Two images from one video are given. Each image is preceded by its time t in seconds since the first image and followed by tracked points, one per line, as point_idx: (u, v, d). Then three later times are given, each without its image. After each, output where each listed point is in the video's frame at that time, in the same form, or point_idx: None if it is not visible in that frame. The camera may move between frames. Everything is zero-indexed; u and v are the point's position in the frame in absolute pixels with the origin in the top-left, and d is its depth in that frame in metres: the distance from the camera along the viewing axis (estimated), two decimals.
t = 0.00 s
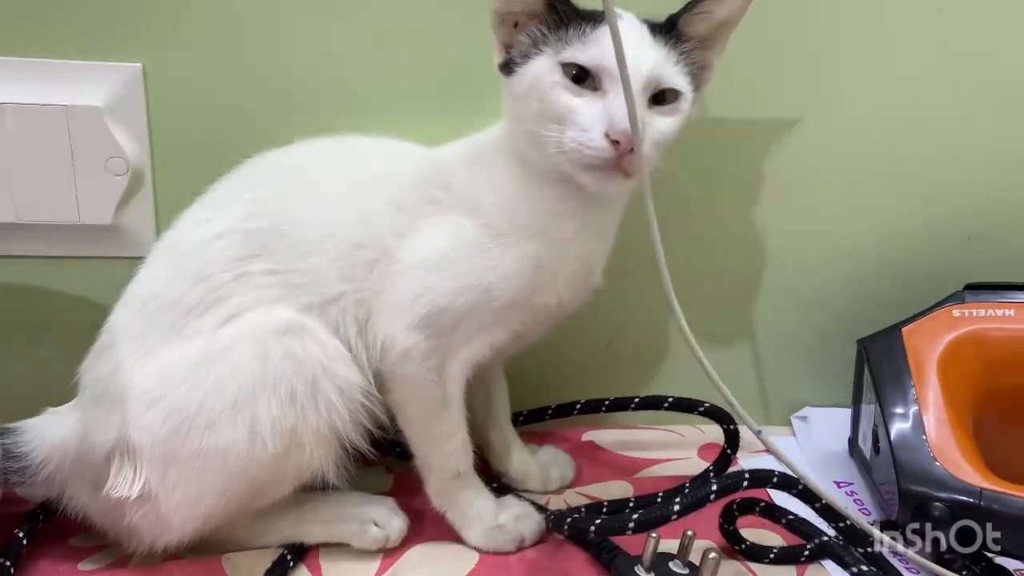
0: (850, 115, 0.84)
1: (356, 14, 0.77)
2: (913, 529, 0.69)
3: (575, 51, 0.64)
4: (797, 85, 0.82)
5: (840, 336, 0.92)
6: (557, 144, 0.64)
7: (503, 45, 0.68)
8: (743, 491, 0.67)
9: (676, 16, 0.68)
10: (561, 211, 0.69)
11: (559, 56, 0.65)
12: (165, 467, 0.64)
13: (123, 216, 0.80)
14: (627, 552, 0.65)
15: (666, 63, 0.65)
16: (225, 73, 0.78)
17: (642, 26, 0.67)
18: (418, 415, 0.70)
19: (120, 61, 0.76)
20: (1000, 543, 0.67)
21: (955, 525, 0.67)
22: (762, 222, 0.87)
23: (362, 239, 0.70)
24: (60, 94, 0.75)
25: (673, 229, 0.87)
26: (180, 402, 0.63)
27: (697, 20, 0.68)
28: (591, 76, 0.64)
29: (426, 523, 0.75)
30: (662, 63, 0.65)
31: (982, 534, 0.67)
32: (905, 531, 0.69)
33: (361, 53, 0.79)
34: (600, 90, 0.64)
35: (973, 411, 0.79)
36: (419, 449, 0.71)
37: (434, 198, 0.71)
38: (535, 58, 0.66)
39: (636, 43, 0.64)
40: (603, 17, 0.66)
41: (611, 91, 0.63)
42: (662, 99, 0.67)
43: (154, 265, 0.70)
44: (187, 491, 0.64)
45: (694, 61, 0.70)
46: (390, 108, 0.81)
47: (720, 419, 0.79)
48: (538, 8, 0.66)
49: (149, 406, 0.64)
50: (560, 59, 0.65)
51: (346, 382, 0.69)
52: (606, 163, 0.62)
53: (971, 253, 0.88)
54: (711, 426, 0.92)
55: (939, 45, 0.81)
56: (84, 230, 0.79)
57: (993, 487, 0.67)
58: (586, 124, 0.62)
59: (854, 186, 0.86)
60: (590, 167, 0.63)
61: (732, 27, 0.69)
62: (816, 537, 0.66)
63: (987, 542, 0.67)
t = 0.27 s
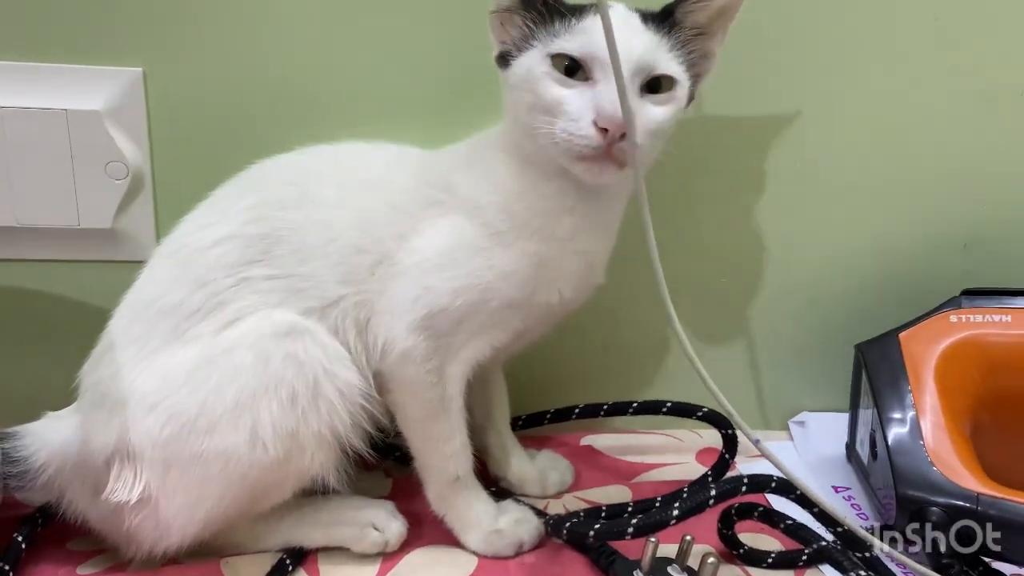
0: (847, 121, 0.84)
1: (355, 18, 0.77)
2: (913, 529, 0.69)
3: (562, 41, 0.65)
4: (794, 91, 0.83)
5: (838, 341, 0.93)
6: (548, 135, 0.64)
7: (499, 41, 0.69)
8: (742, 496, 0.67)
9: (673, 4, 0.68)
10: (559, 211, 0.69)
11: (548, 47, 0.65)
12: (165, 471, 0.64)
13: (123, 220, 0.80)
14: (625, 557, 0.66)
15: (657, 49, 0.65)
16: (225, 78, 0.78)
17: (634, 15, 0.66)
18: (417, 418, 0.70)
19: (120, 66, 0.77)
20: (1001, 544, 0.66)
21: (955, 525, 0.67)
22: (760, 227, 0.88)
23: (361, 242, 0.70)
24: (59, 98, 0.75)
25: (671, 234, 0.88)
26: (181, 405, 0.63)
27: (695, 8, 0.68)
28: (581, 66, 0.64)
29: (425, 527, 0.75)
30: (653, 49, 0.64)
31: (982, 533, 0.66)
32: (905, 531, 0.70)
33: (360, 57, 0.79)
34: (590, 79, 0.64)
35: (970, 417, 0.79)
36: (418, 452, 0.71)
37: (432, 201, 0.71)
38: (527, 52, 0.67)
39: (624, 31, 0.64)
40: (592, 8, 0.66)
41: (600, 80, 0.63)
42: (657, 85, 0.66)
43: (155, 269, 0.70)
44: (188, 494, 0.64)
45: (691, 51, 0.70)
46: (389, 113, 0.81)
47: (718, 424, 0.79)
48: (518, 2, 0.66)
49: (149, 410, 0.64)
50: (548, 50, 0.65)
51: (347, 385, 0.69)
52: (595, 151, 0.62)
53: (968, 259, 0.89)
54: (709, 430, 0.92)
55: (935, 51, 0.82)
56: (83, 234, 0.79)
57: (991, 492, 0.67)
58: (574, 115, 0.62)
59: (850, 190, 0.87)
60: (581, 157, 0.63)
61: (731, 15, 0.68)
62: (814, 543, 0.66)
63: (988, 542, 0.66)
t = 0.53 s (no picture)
0: (849, 129, 0.85)
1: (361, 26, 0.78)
2: (912, 529, 0.69)
3: (561, 54, 0.65)
4: (797, 99, 0.83)
5: (840, 347, 0.93)
6: (547, 146, 0.65)
7: (505, 50, 0.69)
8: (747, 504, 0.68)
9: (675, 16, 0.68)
10: (562, 220, 0.69)
11: (547, 60, 0.66)
12: (173, 477, 0.64)
13: (128, 226, 0.80)
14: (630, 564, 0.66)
15: (656, 62, 0.65)
16: (231, 84, 0.79)
17: (635, 28, 0.67)
18: (423, 425, 0.70)
19: (127, 72, 0.77)
20: (1000, 545, 0.66)
21: (955, 525, 0.67)
22: (762, 234, 0.88)
23: (367, 250, 0.70)
24: (66, 105, 0.75)
25: (674, 241, 0.88)
26: (190, 411, 0.63)
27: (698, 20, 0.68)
28: (580, 79, 0.65)
29: (430, 534, 0.75)
30: (651, 63, 0.65)
31: (981, 533, 0.67)
32: (904, 531, 0.70)
33: (366, 65, 0.79)
34: (588, 92, 0.64)
35: (972, 423, 0.80)
36: (423, 459, 0.71)
37: (437, 209, 0.71)
38: (527, 64, 0.67)
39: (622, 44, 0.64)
40: (592, 21, 0.67)
41: (597, 93, 0.63)
42: (657, 98, 0.67)
43: (162, 276, 0.70)
44: (195, 500, 0.64)
45: (692, 62, 0.70)
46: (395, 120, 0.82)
47: (722, 430, 0.79)
48: (522, 12, 0.67)
49: (158, 416, 0.64)
50: (548, 62, 0.66)
51: (354, 391, 0.69)
52: (590, 164, 0.62)
53: (969, 266, 0.89)
54: (712, 437, 0.92)
55: (937, 60, 0.83)
56: (88, 240, 0.80)
57: (994, 499, 0.67)
58: (570, 128, 0.63)
59: (852, 197, 0.87)
60: (575, 169, 0.64)
61: (735, 27, 0.69)
62: (819, 549, 0.67)
63: (987, 542, 0.67)
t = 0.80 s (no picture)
0: (838, 131, 0.86)
1: (354, 28, 0.78)
2: (912, 529, 0.68)
3: (555, 55, 0.66)
4: (786, 101, 0.84)
5: (830, 347, 0.94)
6: (542, 146, 0.65)
7: (499, 51, 0.70)
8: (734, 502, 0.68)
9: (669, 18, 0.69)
10: (555, 221, 0.70)
11: (541, 61, 0.66)
12: (166, 475, 0.64)
13: (121, 226, 0.81)
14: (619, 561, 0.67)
15: (651, 65, 0.66)
16: (224, 86, 0.79)
17: (631, 30, 0.67)
18: (415, 424, 0.71)
19: (120, 73, 0.77)
20: (1001, 545, 0.66)
21: (954, 525, 0.67)
22: (752, 235, 0.89)
23: (361, 249, 0.71)
24: (58, 106, 0.75)
25: (666, 242, 0.89)
26: (182, 410, 0.64)
27: (692, 24, 0.69)
28: (575, 80, 0.65)
29: (421, 532, 0.76)
30: (647, 65, 0.65)
31: (981, 533, 0.66)
32: (904, 531, 0.69)
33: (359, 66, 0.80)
34: (583, 93, 0.65)
35: (959, 422, 0.81)
36: (414, 457, 0.72)
37: (430, 209, 0.72)
38: (522, 64, 0.68)
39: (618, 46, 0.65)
40: (586, 22, 0.67)
41: (591, 94, 0.64)
42: (652, 99, 0.67)
43: (156, 276, 0.71)
44: (187, 498, 0.64)
45: (686, 64, 0.71)
46: (386, 122, 0.82)
47: (711, 429, 0.79)
48: (517, 13, 0.67)
49: (151, 414, 0.64)
50: (543, 63, 0.66)
51: (346, 391, 0.70)
52: (586, 164, 0.63)
53: (957, 267, 0.90)
54: (702, 436, 0.93)
55: (925, 62, 0.83)
56: (81, 240, 0.80)
57: (979, 497, 0.67)
58: (566, 129, 0.63)
59: (841, 199, 0.88)
60: (571, 169, 0.64)
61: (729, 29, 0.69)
62: (806, 547, 0.67)
63: (988, 543, 0.66)
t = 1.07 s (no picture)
0: (833, 131, 0.85)
1: (351, 26, 0.78)
2: (913, 529, 0.67)
3: (564, 46, 0.65)
4: (783, 100, 0.84)
5: (825, 348, 0.94)
6: (550, 139, 0.64)
7: (503, 40, 0.69)
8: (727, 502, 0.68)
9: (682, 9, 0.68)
10: (554, 217, 0.69)
11: (549, 51, 0.65)
12: (157, 475, 0.64)
13: (112, 225, 0.80)
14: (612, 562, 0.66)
15: (662, 56, 0.65)
16: (217, 84, 0.79)
17: (642, 20, 0.66)
18: (409, 424, 0.70)
19: (113, 71, 0.77)
20: (1001, 545, 0.65)
21: (955, 525, 0.66)
22: (747, 235, 0.89)
23: (356, 248, 0.71)
24: (48, 105, 0.75)
25: (662, 241, 0.88)
26: (173, 409, 0.63)
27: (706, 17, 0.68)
28: (583, 71, 0.64)
29: (413, 533, 0.75)
30: (657, 57, 0.64)
31: (982, 532, 0.65)
32: (905, 532, 0.68)
33: (355, 65, 0.79)
34: (592, 84, 0.64)
35: (954, 422, 0.81)
36: (408, 457, 0.72)
37: (425, 206, 0.71)
38: (529, 54, 0.67)
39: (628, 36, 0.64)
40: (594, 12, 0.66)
41: (601, 85, 0.63)
42: (661, 91, 0.66)
43: (150, 275, 0.70)
44: (178, 499, 0.64)
45: (698, 56, 0.70)
46: (381, 121, 0.82)
47: (705, 430, 0.79)
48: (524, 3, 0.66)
49: (142, 414, 0.64)
50: (551, 54, 0.65)
51: (340, 392, 0.70)
52: (595, 159, 0.62)
53: (952, 268, 0.90)
54: (696, 437, 0.93)
55: (923, 62, 0.83)
56: (72, 239, 0.80)
57: (973, 497, 0.67)
58: (575, 121, 0.62)
59: (836, 199, 0.88)
60: (580, 163, 0.63)
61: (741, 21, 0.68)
62: (799, 548, 0.67)
63: (988, 543, 0.65)
